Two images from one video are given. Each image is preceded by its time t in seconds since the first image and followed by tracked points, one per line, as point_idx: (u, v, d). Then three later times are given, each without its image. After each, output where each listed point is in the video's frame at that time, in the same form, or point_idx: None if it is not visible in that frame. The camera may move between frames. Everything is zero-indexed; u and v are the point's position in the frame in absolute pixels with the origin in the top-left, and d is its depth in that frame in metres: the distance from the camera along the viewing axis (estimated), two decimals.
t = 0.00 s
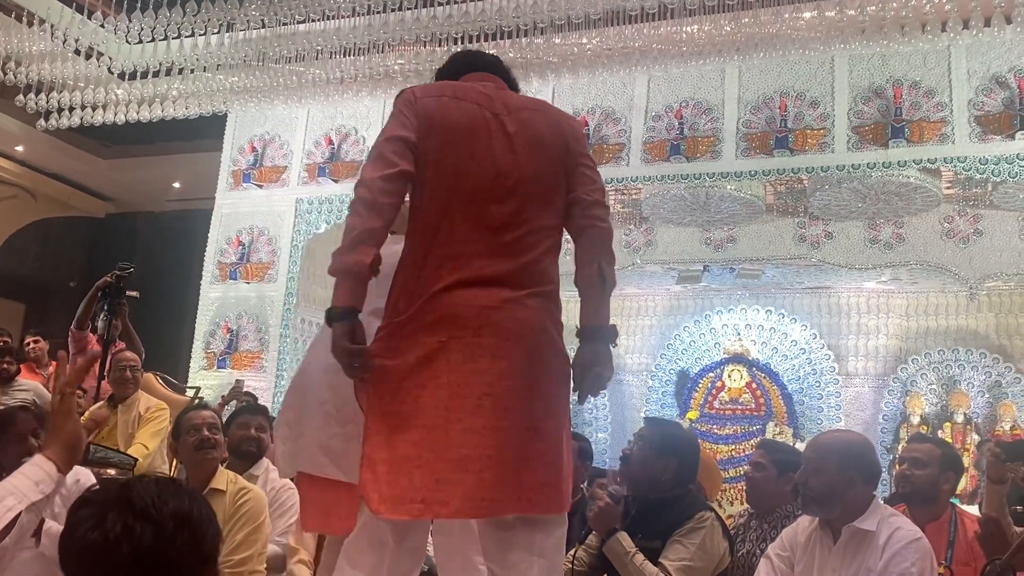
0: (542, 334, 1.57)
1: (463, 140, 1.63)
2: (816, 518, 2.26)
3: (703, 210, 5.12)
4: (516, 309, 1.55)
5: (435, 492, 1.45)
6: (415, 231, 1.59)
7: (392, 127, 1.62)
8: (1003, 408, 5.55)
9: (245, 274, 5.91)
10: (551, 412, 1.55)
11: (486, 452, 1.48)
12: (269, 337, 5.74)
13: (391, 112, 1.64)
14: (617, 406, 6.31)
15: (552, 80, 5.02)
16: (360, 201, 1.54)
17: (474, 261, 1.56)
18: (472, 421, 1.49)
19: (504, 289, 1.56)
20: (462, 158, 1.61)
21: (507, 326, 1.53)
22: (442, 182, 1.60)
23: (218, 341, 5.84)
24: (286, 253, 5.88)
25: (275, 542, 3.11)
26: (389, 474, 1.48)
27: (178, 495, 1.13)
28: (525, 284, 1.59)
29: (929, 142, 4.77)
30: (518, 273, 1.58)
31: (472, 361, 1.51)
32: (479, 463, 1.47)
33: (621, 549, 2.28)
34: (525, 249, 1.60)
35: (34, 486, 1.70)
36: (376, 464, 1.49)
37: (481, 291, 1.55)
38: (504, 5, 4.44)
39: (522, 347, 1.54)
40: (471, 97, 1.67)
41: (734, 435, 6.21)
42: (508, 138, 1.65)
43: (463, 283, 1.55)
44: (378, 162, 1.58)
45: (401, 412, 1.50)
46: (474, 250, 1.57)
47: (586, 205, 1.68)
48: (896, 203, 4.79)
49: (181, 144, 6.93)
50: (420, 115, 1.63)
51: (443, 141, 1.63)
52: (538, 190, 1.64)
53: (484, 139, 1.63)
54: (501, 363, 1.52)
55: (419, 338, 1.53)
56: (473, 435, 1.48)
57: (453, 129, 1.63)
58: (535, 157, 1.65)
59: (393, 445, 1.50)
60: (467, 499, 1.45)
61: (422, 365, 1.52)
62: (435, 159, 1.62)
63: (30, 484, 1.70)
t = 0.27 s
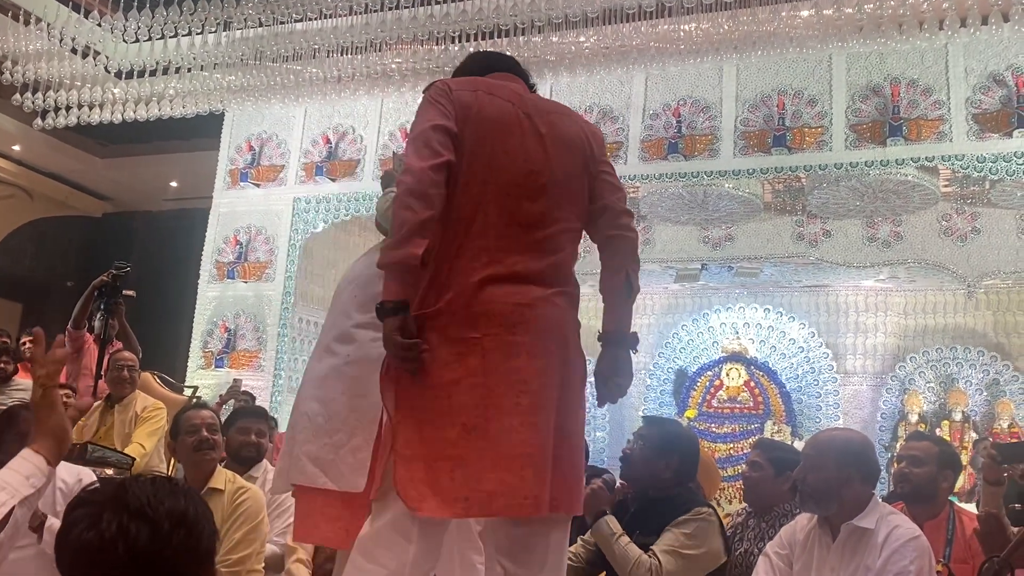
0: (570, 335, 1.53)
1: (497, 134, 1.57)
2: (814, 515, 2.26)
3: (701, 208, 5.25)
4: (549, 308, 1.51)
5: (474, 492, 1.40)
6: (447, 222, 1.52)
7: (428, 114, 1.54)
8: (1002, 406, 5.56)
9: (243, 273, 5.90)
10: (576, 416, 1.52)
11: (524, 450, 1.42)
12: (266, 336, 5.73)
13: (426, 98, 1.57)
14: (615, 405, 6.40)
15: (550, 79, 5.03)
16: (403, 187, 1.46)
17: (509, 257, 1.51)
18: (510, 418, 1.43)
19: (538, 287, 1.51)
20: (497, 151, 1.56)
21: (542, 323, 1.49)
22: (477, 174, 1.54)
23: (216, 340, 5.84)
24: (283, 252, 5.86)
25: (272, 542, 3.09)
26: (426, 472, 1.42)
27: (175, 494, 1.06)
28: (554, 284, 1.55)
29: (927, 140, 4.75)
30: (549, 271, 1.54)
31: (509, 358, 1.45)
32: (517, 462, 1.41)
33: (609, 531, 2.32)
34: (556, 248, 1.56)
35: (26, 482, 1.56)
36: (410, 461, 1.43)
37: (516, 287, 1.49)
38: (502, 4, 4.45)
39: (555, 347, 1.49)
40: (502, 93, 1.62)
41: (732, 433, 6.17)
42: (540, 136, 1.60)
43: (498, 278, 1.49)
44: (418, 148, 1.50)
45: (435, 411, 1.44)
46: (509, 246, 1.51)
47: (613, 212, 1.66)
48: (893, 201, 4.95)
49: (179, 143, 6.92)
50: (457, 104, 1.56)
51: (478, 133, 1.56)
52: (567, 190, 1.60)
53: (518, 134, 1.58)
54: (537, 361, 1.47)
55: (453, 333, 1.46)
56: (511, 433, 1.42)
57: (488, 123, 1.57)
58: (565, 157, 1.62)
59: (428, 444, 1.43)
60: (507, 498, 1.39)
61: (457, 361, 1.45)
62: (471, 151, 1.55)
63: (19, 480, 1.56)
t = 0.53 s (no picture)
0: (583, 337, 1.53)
1: (520, 132, 1.55)
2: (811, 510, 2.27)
3: (697, 205, 5.33)
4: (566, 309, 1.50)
5: (494, 491, 1.39)
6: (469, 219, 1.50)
7: (456, 107, 1.52)
8: (997, 402, 5.60)
9: (239, 271, 5.89)
10: (588, 417, 1.52)
11: (544, 451, 1.41)
12: (263, 334, 5.73)
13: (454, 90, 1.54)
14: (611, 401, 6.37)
15: (546, 75, 5.02)
16: (432, 182, 1.43)
17: (530, 257, 1.49)
18: (531, 418, 1.42)
19: (555, 288, 1.51)
20: (521, 149, 1.54)
21: (560, 325, 1.48)
22: (501, 171, 1.52)
23: (213, 338, 5.83)
24: (279, 250, 5.86)
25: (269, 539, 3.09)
26: (445, 470, 1.41)
27: (169, 493, 1.05)
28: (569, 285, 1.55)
29: (923, 136, 4.76)
30: (566, 273, 1.53)
31: (529, 359, 1.45)
32: (537, 464, 1.40)
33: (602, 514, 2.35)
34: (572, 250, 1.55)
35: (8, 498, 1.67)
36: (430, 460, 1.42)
37: (535, 287, 1.49)
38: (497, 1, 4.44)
39: (572, 349, 1.49)
40: (526, 90, 1.60)
41: (729, 430, 6.22)
42: (560, 136, 1.59)
43: (518, 278, 1.48)
44: (446, 142, 1.47)
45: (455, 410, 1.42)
46: (531, 245, 1.50)
47: (613, 233, 1.66)
48: (889, 198, 4.99)
49: (175, 141, 6.90)
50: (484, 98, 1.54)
51: (503, 129, 1.54)
52: (583, 192, 1.60)
53: (540, 133, 1.57)
54: (556, 362, 1.46)
55: (475, 332, 1.45)
56: (531, 434, 1.42)
57: (512, 119, 1.55)
58: (581, 159, 1.61)
59: (448, 442, 1.42)
60: (527, 499, 1.38)
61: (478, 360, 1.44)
62: (496, 147, 1.53)
63: None
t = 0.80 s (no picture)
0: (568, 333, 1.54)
1: (511, 126, 1.55)
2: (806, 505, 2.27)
3: (693, 201, 5.26)
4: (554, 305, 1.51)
5: (489, 485, 1.37)
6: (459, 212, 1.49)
7: (449, 99, 1.50)
8: (991, 398, 5.59)
9: (234, 269, 5.89)
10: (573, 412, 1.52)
11: (538, 445, 1.41)
12: (258, 332, 5.73)
13: (446, 81, 1.52)
14: (607, 398, 6.41)
15: (541, 71, 5.01)
16: (428, 175, 1.41)
17: (521, 252, 1.49)
18: (524, 411, 1.42)
19: (543, 284, 1.52)
20: (512, 144, 1.54)
21: (549, 320, 1.49)
22: (493, 166, 1.52)
23: (207, 336, 5.82)
24: (274, 248, 5.85)
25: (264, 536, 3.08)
26: (439, 464, 1.39)
27: (165, 491, 1.05)
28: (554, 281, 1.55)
29: (918, 132, 4.78)
30: (555, 269, 1.54)
31: (521, 353, 1.45)
32: (531, 458, 1.40)
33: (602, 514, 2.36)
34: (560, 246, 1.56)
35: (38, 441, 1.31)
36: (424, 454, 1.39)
37: (525, 282, 1.49)
38: None
39: (559, 344, 1.50)
40: (516, 86, 1.60)
41: (724, 427, 6.17)
42: (548, 132, 1.60)
43: (509, 273, 1.48)
44: (441, 135, 1.46)
45: (448, 402, 1.41)
46: (521, 241, 1.50)
47: (596, 225, 1.69)
48: (884, 194, 4.99)
49: (168, 139, 6.91)
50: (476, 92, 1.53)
51: (495, 124, 1.54)
52: (568, 189, 1.61)
53: (531, 129, 1.57)
54: (546, 357, 1.47)
55: (466, 326, 1.44)
56: (524, 428, 1.41)
57: (503, 114, 1.55)
58: (567, 157, 1.62)
59: (441, 436, 1.41)
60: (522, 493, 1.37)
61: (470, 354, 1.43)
62: (486, 142, 1.53)
63: (28, 438, 1.31)
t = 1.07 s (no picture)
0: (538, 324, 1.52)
1: (475, 117, 1.52)
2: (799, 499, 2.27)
3: (685, 196, 5.29)
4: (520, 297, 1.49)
5: (449, 479, 1.36)
6: (422, 206, 1.47)
7: (408, 92, 1.48)
8: (984, 392, 5.63)
9: (227, 265, 5.88)
10: (543, 404, 1.50)
11: (499, 439, 1.39)
12: (251, 329, 5.72)
13: (406, 73, 1.50)
14: (600, 394, 6.35)
15: (534, 67, 5.01)
16: (383, 172, 1.40)
17: (483, 245, 1.48)
18: (486, 405, 1.41)
19: (508, 275, 1.49)
20: (475, 135, 1.51)
21: (514, 312, 1.47)
22: (455, 157, 1.49)
23: (201, 333, 5.81)
24: (267, 245, 5.84)
25: (257, 533, 3.07)
26: (401, 459, 1.38)
27: (156, 486, 1.05)
28: (523, 272, 1.53)
29: (910, 127, 4.78)
30: (521, 259, 1.51)
31: (483, 347, 1.43)
32: (493, 451, 1.38)
33: (601, 523, 2.36)
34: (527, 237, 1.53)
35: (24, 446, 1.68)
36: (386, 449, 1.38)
37: (488, 275, 1.47)
38: None
39: (526, 335, 1.48)
40: (482, 73, 1.57)
41: (717, 422, 6.21)
42: (516, 120, 1.57)
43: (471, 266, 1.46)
44: (397, 129, 1.44)
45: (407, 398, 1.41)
46: (484, 233, 1.48)
47: (571, 213, 1.64)
48: (876, 190, 5.01)
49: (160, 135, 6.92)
50: (437, 82, 1.50)
51: (458, 115, 1.51)
52: (537, 177, 1.58)
53: (496, 118, 1.54)
54: (509, 350, 1.45)
55: (426, 320, 1.43)
56: (486, 421, 1.40)
57: (466, 104, 1.52)
58: (537, 144, 1.59)
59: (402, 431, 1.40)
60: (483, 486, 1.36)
61: (431, 348, 1.42)
62: (449, 133, 1.50)
63: None
